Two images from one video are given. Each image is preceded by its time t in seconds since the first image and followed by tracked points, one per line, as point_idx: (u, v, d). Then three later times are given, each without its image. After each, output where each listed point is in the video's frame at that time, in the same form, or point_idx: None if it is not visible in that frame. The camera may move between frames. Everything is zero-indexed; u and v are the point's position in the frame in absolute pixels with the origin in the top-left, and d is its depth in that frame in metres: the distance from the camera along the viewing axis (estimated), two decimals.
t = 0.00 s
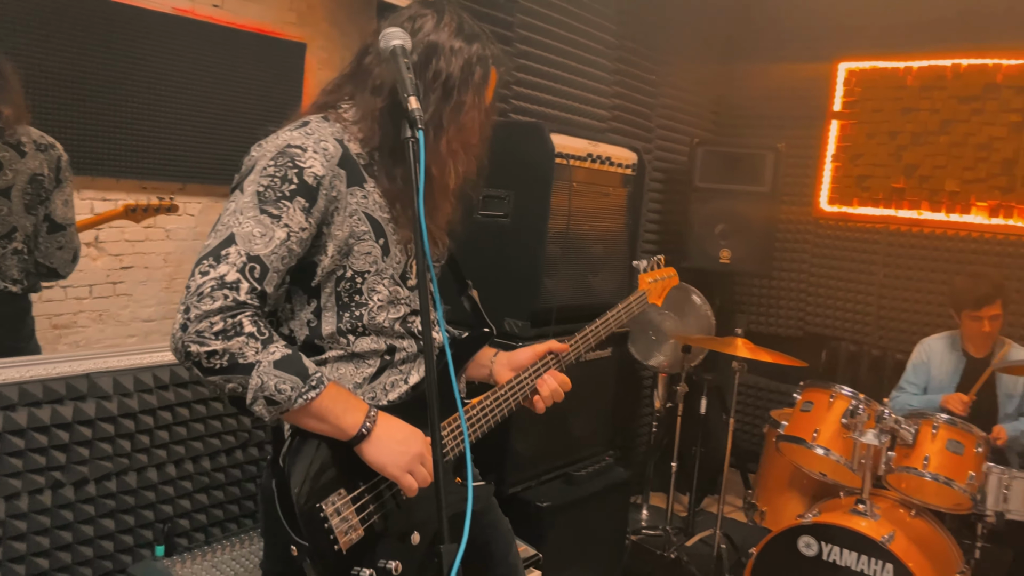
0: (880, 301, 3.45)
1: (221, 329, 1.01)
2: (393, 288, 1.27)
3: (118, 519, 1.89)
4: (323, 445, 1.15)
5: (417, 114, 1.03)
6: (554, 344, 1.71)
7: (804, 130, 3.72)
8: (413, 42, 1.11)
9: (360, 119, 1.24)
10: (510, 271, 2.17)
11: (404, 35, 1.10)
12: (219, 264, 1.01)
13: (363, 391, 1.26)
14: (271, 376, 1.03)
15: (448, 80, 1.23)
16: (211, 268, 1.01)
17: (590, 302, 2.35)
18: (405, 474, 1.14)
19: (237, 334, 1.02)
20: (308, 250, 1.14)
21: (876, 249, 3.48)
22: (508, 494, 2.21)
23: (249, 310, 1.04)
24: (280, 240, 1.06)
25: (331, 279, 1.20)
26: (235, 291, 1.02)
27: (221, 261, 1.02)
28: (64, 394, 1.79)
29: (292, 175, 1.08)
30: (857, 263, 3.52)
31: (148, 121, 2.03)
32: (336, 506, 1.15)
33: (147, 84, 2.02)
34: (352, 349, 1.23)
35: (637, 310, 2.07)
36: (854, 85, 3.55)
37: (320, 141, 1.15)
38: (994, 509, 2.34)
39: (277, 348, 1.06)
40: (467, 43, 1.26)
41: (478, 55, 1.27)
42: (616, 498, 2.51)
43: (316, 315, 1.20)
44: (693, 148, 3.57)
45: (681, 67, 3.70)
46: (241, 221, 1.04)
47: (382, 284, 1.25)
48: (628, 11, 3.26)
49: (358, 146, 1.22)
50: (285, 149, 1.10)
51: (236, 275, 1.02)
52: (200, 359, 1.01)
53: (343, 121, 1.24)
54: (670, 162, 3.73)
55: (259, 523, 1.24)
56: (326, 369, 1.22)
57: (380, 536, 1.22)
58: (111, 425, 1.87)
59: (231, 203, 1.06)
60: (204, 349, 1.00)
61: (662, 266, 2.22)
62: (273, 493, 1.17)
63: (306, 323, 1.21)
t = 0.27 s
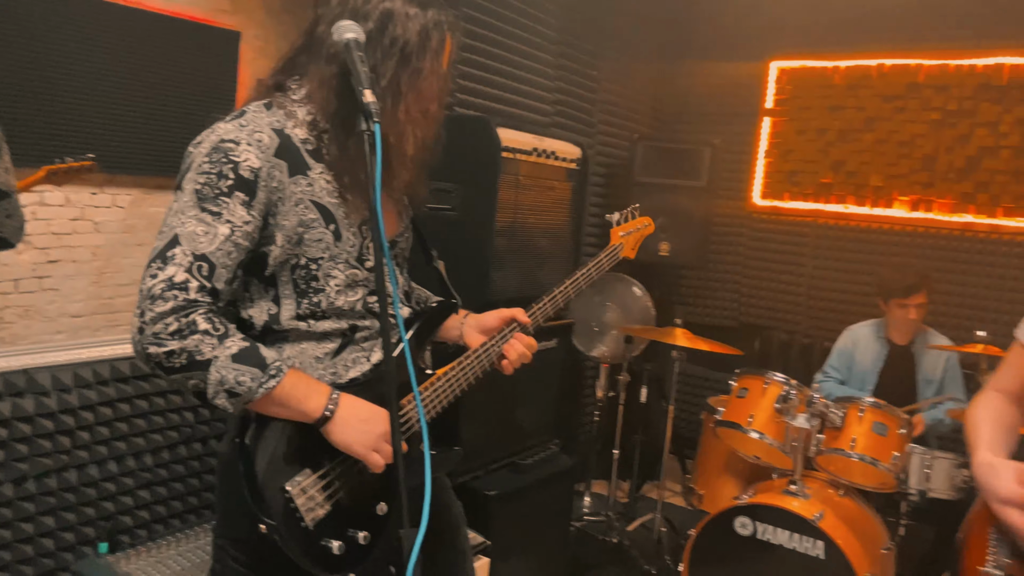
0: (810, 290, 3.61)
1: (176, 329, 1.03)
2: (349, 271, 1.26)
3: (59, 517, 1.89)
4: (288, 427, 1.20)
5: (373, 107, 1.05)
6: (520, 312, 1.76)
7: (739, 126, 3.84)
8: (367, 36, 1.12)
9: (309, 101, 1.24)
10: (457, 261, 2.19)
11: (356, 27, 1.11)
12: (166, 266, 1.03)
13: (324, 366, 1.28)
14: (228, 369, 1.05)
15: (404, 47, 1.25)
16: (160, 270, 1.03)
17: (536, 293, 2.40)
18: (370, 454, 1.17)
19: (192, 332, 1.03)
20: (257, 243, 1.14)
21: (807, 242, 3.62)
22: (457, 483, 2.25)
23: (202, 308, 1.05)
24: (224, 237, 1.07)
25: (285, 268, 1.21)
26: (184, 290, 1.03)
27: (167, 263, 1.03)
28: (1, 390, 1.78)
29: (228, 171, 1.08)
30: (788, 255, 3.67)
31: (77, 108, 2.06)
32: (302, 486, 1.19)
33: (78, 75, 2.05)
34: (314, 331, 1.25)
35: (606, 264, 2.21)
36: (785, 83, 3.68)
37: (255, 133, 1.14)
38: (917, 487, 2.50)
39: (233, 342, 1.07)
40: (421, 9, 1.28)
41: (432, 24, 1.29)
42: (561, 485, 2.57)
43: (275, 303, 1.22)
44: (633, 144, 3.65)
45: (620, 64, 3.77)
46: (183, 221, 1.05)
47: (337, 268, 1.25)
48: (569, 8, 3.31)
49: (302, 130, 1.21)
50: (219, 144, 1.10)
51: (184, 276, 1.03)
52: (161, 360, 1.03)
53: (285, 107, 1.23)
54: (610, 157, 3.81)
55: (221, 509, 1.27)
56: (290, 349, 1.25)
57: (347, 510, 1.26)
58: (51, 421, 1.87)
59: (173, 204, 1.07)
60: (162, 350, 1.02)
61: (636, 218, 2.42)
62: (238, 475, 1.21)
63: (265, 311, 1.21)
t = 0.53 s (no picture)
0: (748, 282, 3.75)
1: (121, 328, 1.03)
2: (300, 277, 1.28)
3: None
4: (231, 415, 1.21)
5: (324, 100, 1.05)
6: (480, 317, 1.75)
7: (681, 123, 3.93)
8: (319, 28, 1.12)
9: (275, 101, 1.24)
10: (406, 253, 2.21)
11: (308, 19, 1.11)
12: (115, 266, 1.04)
13: (271, 356, 1.28)
14: (169, 368, 1.06)
15: (377, 52, 1.25)
16: (108, 270, 1.04)
17: (484, 285, 2.44)
18: (307, 450, 1.19)
19: (136, 331, 1.04)
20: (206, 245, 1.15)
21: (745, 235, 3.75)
22: (406, 473, 2.27)
23: (147, 308, 1.05)
24: (172, 240, 1.07)
25: (235, 270, 1.23)
26: (130, 291, 1.04)
27: (116, 263, 1.04)
28: None
29: (181, 176, 1.09)
30: (728, 249, 3.79)
31: (25, 81, 2.03)
32: (240, 470, 1.22)
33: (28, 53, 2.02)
34: (261, 326, 1.27)
35: (573, 274, 2.25)
36: (724, 81, 3.78)
37: (210, 138, 1.14)
38: (847, 470, 2.62)
39: (175, 341, 1.07)
40: (397, 14, 1.28)
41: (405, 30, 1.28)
42: (510, 474, 2.61)
43: (226, 299, 1.24)
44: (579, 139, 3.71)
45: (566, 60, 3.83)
46: (133, 222, 1.05)
47: (288, 273, 1.26)
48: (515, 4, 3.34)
49: (263, 133, 1.21)
50: (174, 147, 1.09)
51: (131, 277, 1.04)
52: (106, 355, 1.04)
53: (250, 106, 1.22)
54: (557, 152, 3.86)
55: (164, 498, 1.28)
56: (241, 341, 1.26)
57: (284, 497, 1.29)
58: None
59: (125, 202, 1.08)
60: (107, 347, 1.03)
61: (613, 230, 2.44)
62: (179, 460, 1.21)
63: (216, 304, 1.24)
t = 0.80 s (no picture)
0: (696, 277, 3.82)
1: (80, 314, 1.02)
2: (256, 270, 1.28)
3: None
4: (184, 407, 1.21)
5: (277, 94, 1.06)
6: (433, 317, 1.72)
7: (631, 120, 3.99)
8: (269, 22, 1.12)
9: (242, 96, 1.23)
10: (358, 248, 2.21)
11: (260, 15, 1.11)
12: (76, 251, 1.02)
13: (225, 348, 1.28)
14: (127, 356, 1.05)
15: (351, 59, 1.25)
16: (69, 254, 1.03)
17: (436, 280, 2.45)
18: (261, 443, 1.19)
19: (96, 317, 1.03)
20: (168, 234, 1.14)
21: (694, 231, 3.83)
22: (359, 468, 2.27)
23: (108, 295, 1.05)
24: (136, 228, 1.06)
25: (194, 260, 1.22)
26: (91, 277, 1.03)
27: (78, 248, 1.03)
28: None
29: (149, 164, 1.07)
30: (677, 244, 3.87)
31: None
32: (192, 460, 1.22)
33: None
34: (215, 318, 1.26)
35: (520, 276, 2.32)
36: (673, 79, 3.84)
37: (179, 128, 1.13)
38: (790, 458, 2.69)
39: (134, 329, 1.07)
40: (369, 22, 1.27)
41: (379, 38, 1.28)
42: (462, 467, 2.63)
43: (180, 289, 1.23)
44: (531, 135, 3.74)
45: (518, 56, 3.85)
46: (97, 208, 1.04)
47: (245, 266, 1.26)
48: None
49: (230, 127, 1.20)
50: (141, 135, 1.08)
51: (93, 263, 1.03)
52: (63, 340, 1.03)
53: (218, 98, 1.21)
54: (509, 148, 3.89)
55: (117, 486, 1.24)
56: (193, 332, 1.24)
57: (234, 487, 1.30)
58: None
59: (88, 188, 1.06)
60: (64, 332, 1.03)
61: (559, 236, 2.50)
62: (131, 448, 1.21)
63: (170, 293, 1.23)
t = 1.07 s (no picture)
0: (659, 277, 3.88)
1: (58, 296, 1.02)
2: (221, 253, 1.29)
3: None
4: (151, 408, 1.21)
5: (245, 97, 1.07)
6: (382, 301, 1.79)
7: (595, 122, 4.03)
8: (235, 27, 1.14)
9: (204, 85, 1.26)
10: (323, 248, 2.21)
11: (225, 18, 1.12)
12: (54, 229, 1.02)
13: (186, 348, 1.28)
14: (104, 343, 1.05)
15: (298, 49, 1.28)
16: (45, 233, 1.02)
17: (402, 280, 2.46)
18: (234, 439, 1.20)
19: (74, 302, 1.03)
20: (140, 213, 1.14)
21: (656, 231, 3.89)
22: (325, 469, 2.27)
23: (87, 279, 1.05)
24: (114, 205, 1.07)
25: (158, 242, 1.21)
26: (70, 256, 1.03)
27: (55, 227, 1.02)
28: None
29: (125, 141, 1.09)
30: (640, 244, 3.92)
31: None
32: (165, 466, 1.23)
33: None
34: (178, 310, 1.25)
35: (465, 260, 2.27)
36: (636, 81, 3.91)
37: (152, 107, 1.15)
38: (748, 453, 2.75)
39: (112, 318, 1.07)
40: (312, 14, 1.30)
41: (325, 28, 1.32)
42: (428, 466, 2.64)
43: (142, 276, 1.21)
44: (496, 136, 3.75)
45: (483, 57, 3.86)
46: (73, 185, 1.04)
47: (211, 248, 1.27)
48: None
49: (194, 111, 1.23)
50: (116, 113, 1.10)
51: (72, 240, 1.03)
52: (36, 324, 1.03)
53: (178, 85, 1.23)
54: (474, 149, 3.90)
55: (74, 489, 1.25)
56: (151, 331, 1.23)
57: (207, 487, 1.31)
58: None
59: (59, 167, 1.05)
60: (40, 315, 1.02)
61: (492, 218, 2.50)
62: (97, 455, 1.21)
63: (130, 281, 1.21)
